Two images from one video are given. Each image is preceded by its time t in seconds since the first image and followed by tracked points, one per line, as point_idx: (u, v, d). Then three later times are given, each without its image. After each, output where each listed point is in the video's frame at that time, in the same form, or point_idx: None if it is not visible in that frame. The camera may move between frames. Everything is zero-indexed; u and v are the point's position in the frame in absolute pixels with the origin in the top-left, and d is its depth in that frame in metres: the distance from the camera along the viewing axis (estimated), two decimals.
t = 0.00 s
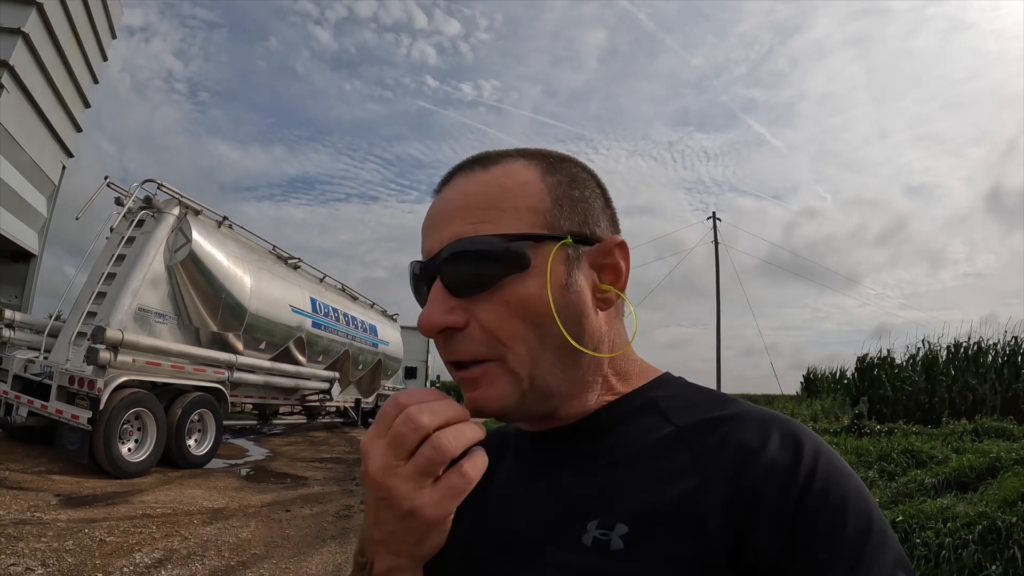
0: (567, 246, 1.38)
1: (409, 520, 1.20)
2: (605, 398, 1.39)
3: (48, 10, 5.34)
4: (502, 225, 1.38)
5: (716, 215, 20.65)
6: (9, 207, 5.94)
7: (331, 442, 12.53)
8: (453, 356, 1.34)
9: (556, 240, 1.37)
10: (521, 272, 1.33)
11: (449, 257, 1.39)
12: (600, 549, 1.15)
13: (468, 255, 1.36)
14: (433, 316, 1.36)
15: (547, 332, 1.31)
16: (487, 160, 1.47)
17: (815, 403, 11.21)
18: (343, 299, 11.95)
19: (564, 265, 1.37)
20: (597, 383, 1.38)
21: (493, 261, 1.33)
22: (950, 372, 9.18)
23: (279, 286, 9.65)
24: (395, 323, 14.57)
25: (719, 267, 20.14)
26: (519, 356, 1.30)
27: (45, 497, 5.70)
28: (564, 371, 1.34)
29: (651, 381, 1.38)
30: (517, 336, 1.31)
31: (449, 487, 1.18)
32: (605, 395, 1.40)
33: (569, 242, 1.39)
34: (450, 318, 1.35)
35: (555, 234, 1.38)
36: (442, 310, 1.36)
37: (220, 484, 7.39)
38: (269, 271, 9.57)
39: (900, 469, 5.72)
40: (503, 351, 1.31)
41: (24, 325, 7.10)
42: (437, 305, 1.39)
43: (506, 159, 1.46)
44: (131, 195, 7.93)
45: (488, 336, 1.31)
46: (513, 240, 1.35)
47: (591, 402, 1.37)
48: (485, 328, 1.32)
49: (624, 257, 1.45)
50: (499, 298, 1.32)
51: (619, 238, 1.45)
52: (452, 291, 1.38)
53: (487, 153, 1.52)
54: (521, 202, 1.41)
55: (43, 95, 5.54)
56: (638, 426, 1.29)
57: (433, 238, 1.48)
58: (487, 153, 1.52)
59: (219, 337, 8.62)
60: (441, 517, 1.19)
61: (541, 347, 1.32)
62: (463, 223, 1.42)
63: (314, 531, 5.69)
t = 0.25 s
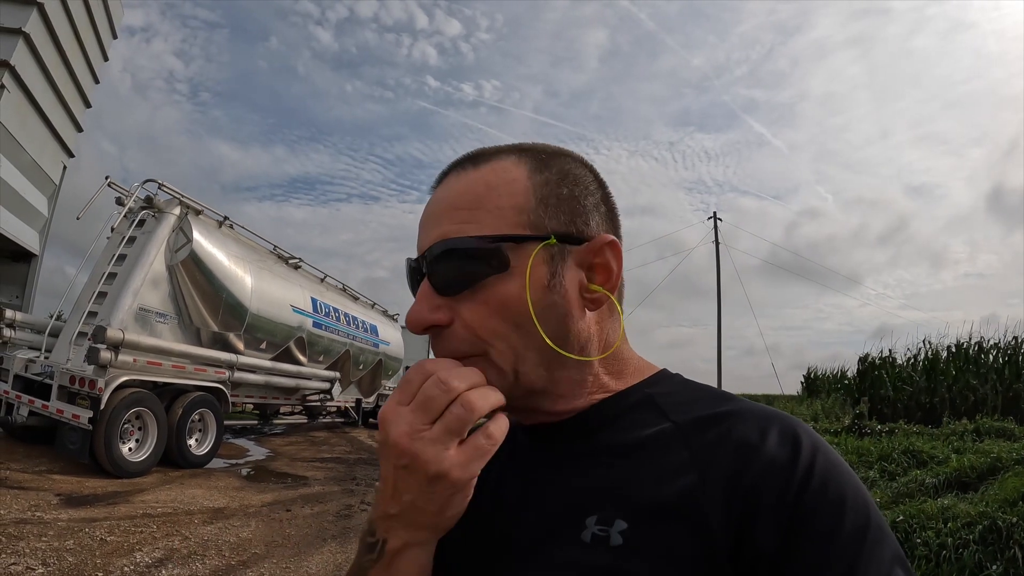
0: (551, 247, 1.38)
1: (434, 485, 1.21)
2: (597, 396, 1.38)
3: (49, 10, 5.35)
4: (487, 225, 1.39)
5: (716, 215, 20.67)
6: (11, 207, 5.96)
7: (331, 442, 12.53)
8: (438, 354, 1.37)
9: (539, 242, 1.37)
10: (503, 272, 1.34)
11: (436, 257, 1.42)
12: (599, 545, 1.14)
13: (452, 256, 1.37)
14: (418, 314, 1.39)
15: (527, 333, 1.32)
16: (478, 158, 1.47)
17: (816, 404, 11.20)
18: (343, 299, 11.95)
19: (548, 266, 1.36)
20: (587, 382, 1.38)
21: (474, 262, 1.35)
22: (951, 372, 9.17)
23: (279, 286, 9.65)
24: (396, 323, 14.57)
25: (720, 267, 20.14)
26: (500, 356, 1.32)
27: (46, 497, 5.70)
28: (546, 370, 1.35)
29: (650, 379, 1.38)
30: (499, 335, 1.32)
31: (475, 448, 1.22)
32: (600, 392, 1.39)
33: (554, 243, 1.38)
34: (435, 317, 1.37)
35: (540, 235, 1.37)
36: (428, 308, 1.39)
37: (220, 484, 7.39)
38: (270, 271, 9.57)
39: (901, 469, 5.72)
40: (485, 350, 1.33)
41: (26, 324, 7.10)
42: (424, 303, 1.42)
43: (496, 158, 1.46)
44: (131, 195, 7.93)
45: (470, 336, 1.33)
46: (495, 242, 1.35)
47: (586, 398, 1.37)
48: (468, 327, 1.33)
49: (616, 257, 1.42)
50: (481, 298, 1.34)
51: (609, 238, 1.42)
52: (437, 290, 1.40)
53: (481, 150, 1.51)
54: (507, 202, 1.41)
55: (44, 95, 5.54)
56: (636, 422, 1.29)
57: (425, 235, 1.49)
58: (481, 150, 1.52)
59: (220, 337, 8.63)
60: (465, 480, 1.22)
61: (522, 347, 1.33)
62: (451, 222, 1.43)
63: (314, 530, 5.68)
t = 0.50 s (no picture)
0: (553, 240, 1.38)
1: (432, 484, 1.21)
2: (599, 390, 1.39)
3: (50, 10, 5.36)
4: (489, 221, 1.39)
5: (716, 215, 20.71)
6: (14, 208, 5.97)
7: (332, 442, 12.54)
8: (444, 352, 1.37)
9: (543, 235, 1.37)
10: (507, 267, 1.34)
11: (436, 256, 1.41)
12: (601, 541, 1.14)
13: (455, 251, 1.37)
14: (424, 312, 1.38)
15: (535, 326, 1.32)
16: (474, 157, 1.48)
17: (817, 403, 11.19)
18: (344, 299, 11.96)
19: (551, 260, 1.37)
20: (592, 374, 1.39)
21: (478, 258, 1.34)
22: (952, 371, 9.16)
23: (280, 286, 9.66)
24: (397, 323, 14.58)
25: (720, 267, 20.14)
26: (507, 350, 1.32)
27: (47, 497, 5.71)
28: (554, 362, 1.36)
29: (651, 374, 1.39)
30: (505, 329, 1.32)
31: (474, 448, 1.22)
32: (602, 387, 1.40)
33: (556, 236, 1.39)
34: (440, 314, 1.37)
35: (542, 230, 1.38)
36: (433, 306, 1.38)
37: (221, 483, 7.40)
38: (271, 271, 9.58)
39: (901, 469, 5.71)
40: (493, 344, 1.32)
41: (27, 324, 7.11)
42: (428, 302, 1.41)
43: (493, 155, 1.46)
44: (133, 195, 7.94)
45: (477, 331, 1.33)
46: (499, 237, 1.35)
47: (588, 394, 1.38)
48: (473, 323, 1.33)
49: (615, 249, 1.44)
50: (487, 292, 1.34)
51: (608, 230, 1.45)
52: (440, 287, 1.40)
53: (476, 149, 1.52)
54: (507, 197, 1.41)
55: (44, 95, 5.55)
56: (637, 418, 1.29)
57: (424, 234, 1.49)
58: (476, 149, 1.52)
59: (221, 337, 8.63)
60: (466, 479, 1.22)
61: (529, 340, 1.33)
62: (451, 220, 1.43)
63: (315, 530, 5.68)
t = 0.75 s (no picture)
0: (579, 235, 1.40)
1: (424, 487, 1.22)
2: (611, 382, 1.41)
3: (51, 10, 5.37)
4: (518, 217, 1.38)
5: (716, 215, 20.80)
6: (16, 208, 6.00)
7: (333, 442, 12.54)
8: (477, 353, 1.35)
9: (571, 230, 1.38)
10: (540, 264, 1.34)
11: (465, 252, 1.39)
12: (603, 538, 1.14)
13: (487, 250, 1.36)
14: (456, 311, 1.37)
15: (569, 322, 1.33)
16: (484, 150, 1.45)
17: (817, 404, 11.18)
18: (345, 299, 11.96)
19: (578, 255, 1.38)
20: (609, 365, 1.42)
21: (511, 256, 1.34)
22: (953, 371, 9.15)
23: (281, 286, 9.66)
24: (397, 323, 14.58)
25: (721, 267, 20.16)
26: (543, 346, 1.32)
27: (48, 497, 5.71)
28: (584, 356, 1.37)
29: (653, 370, 1.39)
30: (541, 325, 1.32)
31: (472, 457, 1.21)
32: (611, 379, 1.42)
33: (582, 231, 1.41)
34: (474, 315, 1.35)
35: (569, 225, 1.39)
36: (464, 304, 1.37)
37: (222, 483, 7.40)
38: (271, 271, 9.58)
39: (902, 469, 5.71)
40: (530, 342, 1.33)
41: (28, 324, 7.11)
42: (456, 302, 1.40)
43: (505, 150, 1.44)
44: (133, 195, 7.95)
45: (513, 328, 1.33)
46: (532, 233, 1.34)
47: (595, 390, 1.39)
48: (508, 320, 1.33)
49: (627, 241, 1.49)
50: (521, 290, 1.34)
51: (622, 223, 1.49)
52: (471, 286, 1.38)
53: (489, 140, 1.49)
54: (532, 193, 1.40)
55: (45, 96, 5.56)
56: (639, 414, 1.29)
57: (445, 230, 1.46)
58: (488, 141, 1.49)
59: (222, 337, 8.63)
60: (456, 488, 1.21)
61: (563, 336, 1.33)
62: (478, 216, 1.41)
63: (315, 530, 5.68)
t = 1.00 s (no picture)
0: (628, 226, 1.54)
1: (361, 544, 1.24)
2: (630, 371, 1.43)
3: (52, 11, 5.38)
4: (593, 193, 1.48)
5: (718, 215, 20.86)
6: (17, 210, 5.99)
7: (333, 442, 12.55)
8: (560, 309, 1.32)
9: (626, 217, 1.52)
10: (616, 238, 1.43)
11: (549, 213, 1.42)
12: (603, 536, 1.14)
13: (573, 215, 1.41)
14: (545, 267, 1.35)
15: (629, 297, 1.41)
16: (548, 134, 1.56)
17: (818, 404, 11.18)
18: (346, 299, 11.97)
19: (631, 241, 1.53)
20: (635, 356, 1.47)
21: (594, 224, 1.41)
22: (954, 371, 9.15)
23: (282, 286, 9.67)
24: (398, 324, 14.60)
25: (722, 267, 20.15)
26: (617, 315, 1.36)
27: (48, 497, 5.72)
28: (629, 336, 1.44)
29: (653, 366, 1.40)
30: (615, 294, 1.37)
31: (406, 524, 1.20)
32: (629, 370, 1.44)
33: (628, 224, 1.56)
34: (560, 272, 1.34)
35: (624, 213, 1.53)
36: (551, 263, 1.36)
37: (223, 483, 7.41)
38: (272, 271, 9.59)
39: (903, 468, 5.71)
40: (608, 306, 1.35)
41: (29, 325, 7.12)
42: (539, 260, 1.37)
43: (566, 139, 1.57)
44: (134, 195, 7.96)
45: (595, 291, 1.34)
46: (611, 208, 1.45)
47: (612, 379, 1.40)
48: (593, 283, 1.35)
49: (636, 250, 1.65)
50: (599, 258, 1.39)
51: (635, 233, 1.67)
52: (553, 248, 1.39)
53: (545, 128, 1.59)
54: (596, 177, 1.53)
55: (46, 97, 5.57)
56: (639, 412, 1.29)
57: (515, 193, 1.46)
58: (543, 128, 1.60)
59: (223, 337, 8.64)
60: (381, 552, 1.21)
61: (627, 309, 1.40)
62: (556, 182, 1.46)
63: (316, 530, 5.68)
